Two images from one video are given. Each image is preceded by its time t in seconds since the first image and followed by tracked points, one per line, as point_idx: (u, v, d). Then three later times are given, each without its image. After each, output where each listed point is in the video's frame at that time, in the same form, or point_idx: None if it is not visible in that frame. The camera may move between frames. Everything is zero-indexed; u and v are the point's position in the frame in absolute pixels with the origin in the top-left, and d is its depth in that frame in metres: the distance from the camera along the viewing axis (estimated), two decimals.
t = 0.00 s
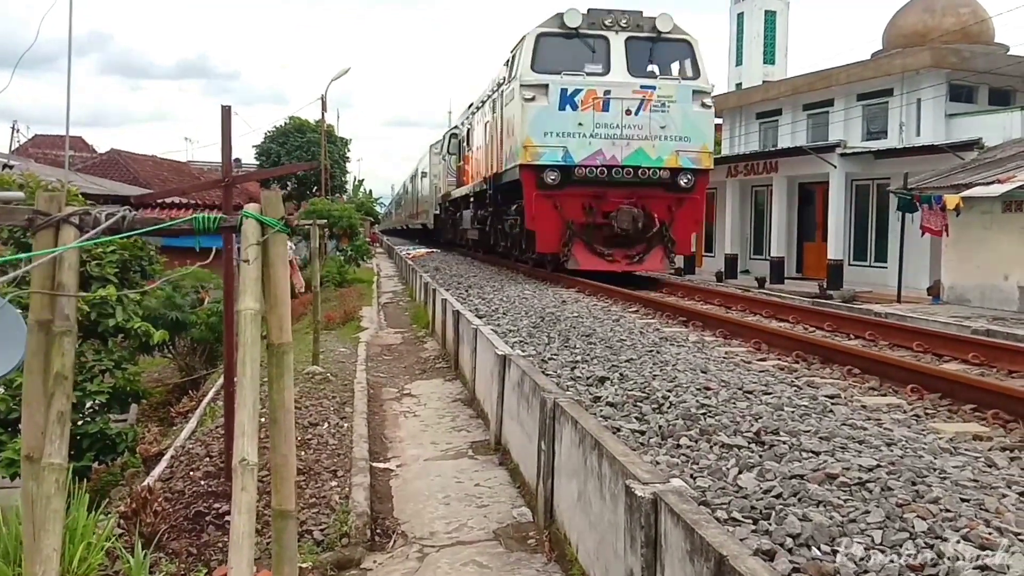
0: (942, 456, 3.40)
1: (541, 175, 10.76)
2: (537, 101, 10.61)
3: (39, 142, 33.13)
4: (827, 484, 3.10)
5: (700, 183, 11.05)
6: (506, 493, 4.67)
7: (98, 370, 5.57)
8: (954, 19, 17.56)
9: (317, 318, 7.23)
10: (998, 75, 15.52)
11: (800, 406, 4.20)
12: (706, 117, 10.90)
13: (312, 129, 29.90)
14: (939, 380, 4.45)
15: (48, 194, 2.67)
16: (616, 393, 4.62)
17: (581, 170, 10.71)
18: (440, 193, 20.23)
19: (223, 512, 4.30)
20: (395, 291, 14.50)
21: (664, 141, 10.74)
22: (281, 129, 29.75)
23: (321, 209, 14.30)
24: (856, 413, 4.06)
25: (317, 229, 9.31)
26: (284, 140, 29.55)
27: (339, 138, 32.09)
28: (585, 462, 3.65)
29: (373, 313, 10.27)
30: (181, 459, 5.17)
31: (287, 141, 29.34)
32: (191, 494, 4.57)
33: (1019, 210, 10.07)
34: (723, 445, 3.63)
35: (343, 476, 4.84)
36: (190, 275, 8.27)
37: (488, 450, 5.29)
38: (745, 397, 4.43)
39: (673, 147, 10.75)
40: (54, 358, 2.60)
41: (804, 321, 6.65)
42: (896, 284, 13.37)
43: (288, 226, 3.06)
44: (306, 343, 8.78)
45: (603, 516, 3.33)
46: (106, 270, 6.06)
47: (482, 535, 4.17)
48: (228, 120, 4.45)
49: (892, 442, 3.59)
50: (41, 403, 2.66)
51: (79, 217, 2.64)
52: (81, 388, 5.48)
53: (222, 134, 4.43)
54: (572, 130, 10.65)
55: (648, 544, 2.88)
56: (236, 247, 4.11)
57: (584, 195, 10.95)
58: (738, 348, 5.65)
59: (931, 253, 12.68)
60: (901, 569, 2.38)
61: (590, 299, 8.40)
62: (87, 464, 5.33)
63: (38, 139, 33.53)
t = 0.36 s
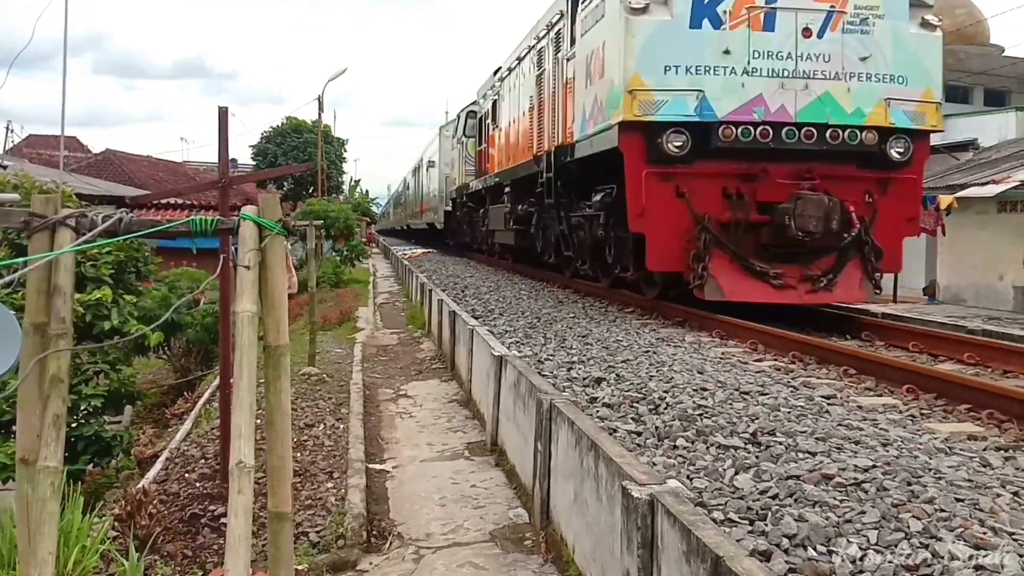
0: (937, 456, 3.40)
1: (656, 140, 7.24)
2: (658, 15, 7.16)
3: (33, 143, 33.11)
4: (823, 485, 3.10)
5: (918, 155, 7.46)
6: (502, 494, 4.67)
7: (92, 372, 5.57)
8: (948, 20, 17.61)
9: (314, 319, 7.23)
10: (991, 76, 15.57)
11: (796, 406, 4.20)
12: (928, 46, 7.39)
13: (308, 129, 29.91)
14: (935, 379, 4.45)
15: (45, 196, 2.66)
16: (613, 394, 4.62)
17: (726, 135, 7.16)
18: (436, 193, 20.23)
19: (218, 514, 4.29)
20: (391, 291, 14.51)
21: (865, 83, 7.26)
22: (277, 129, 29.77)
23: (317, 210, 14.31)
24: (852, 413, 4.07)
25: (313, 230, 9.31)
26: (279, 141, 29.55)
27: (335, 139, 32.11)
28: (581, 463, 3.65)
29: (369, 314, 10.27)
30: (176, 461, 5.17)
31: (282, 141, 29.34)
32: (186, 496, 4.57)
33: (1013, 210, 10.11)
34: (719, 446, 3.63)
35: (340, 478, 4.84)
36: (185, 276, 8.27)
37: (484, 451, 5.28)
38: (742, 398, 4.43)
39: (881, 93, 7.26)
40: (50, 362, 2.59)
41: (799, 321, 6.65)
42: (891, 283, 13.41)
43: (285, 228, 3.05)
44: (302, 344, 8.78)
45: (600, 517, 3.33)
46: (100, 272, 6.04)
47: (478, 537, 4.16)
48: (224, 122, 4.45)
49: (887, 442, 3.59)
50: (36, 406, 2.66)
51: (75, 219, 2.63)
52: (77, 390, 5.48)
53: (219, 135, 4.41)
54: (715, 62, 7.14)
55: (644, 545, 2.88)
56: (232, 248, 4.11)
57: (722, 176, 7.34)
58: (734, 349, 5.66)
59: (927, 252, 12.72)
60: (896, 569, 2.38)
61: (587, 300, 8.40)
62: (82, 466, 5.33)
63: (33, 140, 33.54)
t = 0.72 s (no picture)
0: (933, 456, 3.40)
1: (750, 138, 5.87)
2: None
3: (29, 142, 33.08)
4: (819, 485, 3.10)
5: None
6: (499, 494, 4.67)
7: (89, 373, 5.57)
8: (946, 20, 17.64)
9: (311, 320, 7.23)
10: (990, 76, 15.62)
11: (793, 407, 4.20)
12: None
13: (306, 129, 29.93)
14: (929, 380, 4.44)
15: (39, 196, 2.67)
16: (610, 394, 4.61)
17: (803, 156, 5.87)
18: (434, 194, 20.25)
19: (215, 516, 4.30)
20: (389, 291, 14.53)
21: None
22: (275, 130, 29.78)
23: (314, 211, 14.31)
24: (848, 413, 4.07)
25: (310, 231, 9.32)
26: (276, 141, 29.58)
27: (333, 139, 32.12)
28: (578, 463, 3.64)
29: (367, 314, 10.28)
30: (173, 462, 5.17)
31: (280, 141, 29.35)
32: (182, 497, 4.56)
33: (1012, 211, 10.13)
34: (716, 447, 3.63)
35: (337, 479, 4.84)
36: (182, 276, 8.28)
37: (482, 452, 5.28)
38: (738, 398, 4.42)
39: None
40: (45, 363, 2.58)
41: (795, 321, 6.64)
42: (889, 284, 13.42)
43: (282, 229, 3.04)
44: (300, 345, 8.78)
45: (596, 518, 3.32)
46: (96, 272, 6.04)
47: (474, 537, 4.16)
48: (222, 122, 4.45)
49: (883, 442, 3.59)
50: (30, 407, 2.65)
51: (70, 219, 2.63)
52: (73, 391, 5.48)
53: (216, 136, 4.41)
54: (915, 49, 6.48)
55: (641, 546, 2.88)
56: (230, 249, 4.11)
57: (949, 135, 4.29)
58: (731, 349, 5.65)
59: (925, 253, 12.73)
60: (891, 569, 2.39)
61: (584, 300, 8.40)
62: (79, 467, 5.33)
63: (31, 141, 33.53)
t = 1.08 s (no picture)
0: (928, 456, 3.40)
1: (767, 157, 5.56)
2: None
3: (25, 142, 33.04)
4: (815, 484, 3.10)
5: None
6: (496, 494, 4.67)
7: (85, 373, 5.57)
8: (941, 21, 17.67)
9: (308, 321, 7.23)
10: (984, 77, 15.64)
11: (789, 407, 4.20)
12: None
13: (303, 130, 29.94)
14: (922, 381, 4.44)
15: (34, 194, 2.67)
16: (607, 394, 4.61)
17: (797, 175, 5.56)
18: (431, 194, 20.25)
19: (212, 515, 4.30)
20: (386, 292, 14.52)
21: None
22: (272, 130, 29.77)
23: (311, 211, 14.31)
24: (844, 413, 4.07)
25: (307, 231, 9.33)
26: (273, 141, 29.58)
27: (330, 140, 32.11)
28: (575, 463, 3.65)
29: (364, 315, 10.28)
30: (170, 462, 5.16)
31: (277, 142, 29.35)
32: (179, 497, 4.56)
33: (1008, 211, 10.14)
34: (712, 447, 3.63)
35: (333, 479, 4.84)
36: (178, 277, 8.28)
37: (479, 452, 5.28)
38: (734, 398, 4.42)
39: None
40: (40, 362, 2.59)
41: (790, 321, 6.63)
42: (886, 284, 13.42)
43: (279, 228, 3.03)
44: (297, 345, 8.78)
45: (593, 517, 3.32)
46: (92, 273, 6.03)
47: (472, 537, 4.16)
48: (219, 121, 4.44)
49: (879, 442, 3.59)
50: (25, 406, 2.65)
51: (65, 218, 2.63)
52: (69, 391, 5.48)
53: (212, 134, 4.40)
54: None
55: (637, 545, 2.88)
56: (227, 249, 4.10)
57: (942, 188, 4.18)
58: (727, 350, 5.65)
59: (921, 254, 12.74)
60: (887, 568, 2.39)
61: (582, 301, 8.40)
62: (75, 467, 5.33)
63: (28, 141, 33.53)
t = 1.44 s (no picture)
0: (925, 456, 3.40)
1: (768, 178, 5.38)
2: None
3: (22, 142, 32.99)
4: (812, 485, 3.10)
5: None
6: (493, 495, 4.66)
7: (81, 374, 5.57)
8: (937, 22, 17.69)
9: (304, 322, 7.21)
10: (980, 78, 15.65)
11: (785, 408, 4.20)
12: None
13: (300, 130, 29.93)
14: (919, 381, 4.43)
15: (29, 193, 2.66)
16: (604, 396, 4.61)
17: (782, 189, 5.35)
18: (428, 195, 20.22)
19: (208, 517, 4.29)
20: (383, 293, 14.51)
21: None
22: (269, 130, 29.74)
23: (308, 212, 14.30)
24: (840, 414, 4.07)
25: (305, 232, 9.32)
26: (270, 142, 29.56)
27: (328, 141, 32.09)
28: (572, 464, 3.64)
29: (361, 316, 10.27)
30: (166, 464, 5.16)
31: (275, 142, 29.33)
32: (176, 498, 4.56)
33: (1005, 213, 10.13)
34: (709, 448, 3.62)
35: (330, 480, 4.83)
36: (175, 278, 8.27)
37: (477, 453, 5.28)
38: (731, 399, 4.42)
39: None
40: (35, 362, 2.58)
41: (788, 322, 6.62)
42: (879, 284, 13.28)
43: (278, 229, 3.02)
44: (293, 346, 8.78)
45: (590, 518, 3.32)
46: (89, 273, 6.03)
47: (469, 538, 4.15)
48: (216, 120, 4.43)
49: (875, 443, 3.59)
50: (20, 406, 2.65)
51: (60, 217, 2.63)
52: (65, 392, 5.47)
53: (209, 134, 4.39)
54: None
55: (634, 545, 2.88)
56: (223, 249, 4.09)
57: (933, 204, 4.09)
58: (725, 351, 5.64)
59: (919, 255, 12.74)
60: (883, 568, 2.39)
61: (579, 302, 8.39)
62: (71, 468, 5.33)
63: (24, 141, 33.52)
